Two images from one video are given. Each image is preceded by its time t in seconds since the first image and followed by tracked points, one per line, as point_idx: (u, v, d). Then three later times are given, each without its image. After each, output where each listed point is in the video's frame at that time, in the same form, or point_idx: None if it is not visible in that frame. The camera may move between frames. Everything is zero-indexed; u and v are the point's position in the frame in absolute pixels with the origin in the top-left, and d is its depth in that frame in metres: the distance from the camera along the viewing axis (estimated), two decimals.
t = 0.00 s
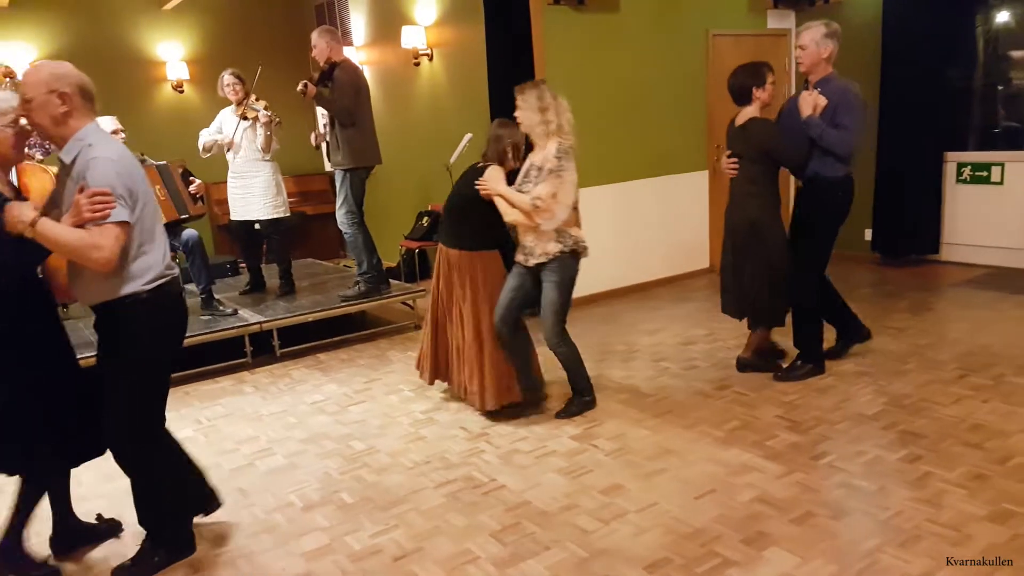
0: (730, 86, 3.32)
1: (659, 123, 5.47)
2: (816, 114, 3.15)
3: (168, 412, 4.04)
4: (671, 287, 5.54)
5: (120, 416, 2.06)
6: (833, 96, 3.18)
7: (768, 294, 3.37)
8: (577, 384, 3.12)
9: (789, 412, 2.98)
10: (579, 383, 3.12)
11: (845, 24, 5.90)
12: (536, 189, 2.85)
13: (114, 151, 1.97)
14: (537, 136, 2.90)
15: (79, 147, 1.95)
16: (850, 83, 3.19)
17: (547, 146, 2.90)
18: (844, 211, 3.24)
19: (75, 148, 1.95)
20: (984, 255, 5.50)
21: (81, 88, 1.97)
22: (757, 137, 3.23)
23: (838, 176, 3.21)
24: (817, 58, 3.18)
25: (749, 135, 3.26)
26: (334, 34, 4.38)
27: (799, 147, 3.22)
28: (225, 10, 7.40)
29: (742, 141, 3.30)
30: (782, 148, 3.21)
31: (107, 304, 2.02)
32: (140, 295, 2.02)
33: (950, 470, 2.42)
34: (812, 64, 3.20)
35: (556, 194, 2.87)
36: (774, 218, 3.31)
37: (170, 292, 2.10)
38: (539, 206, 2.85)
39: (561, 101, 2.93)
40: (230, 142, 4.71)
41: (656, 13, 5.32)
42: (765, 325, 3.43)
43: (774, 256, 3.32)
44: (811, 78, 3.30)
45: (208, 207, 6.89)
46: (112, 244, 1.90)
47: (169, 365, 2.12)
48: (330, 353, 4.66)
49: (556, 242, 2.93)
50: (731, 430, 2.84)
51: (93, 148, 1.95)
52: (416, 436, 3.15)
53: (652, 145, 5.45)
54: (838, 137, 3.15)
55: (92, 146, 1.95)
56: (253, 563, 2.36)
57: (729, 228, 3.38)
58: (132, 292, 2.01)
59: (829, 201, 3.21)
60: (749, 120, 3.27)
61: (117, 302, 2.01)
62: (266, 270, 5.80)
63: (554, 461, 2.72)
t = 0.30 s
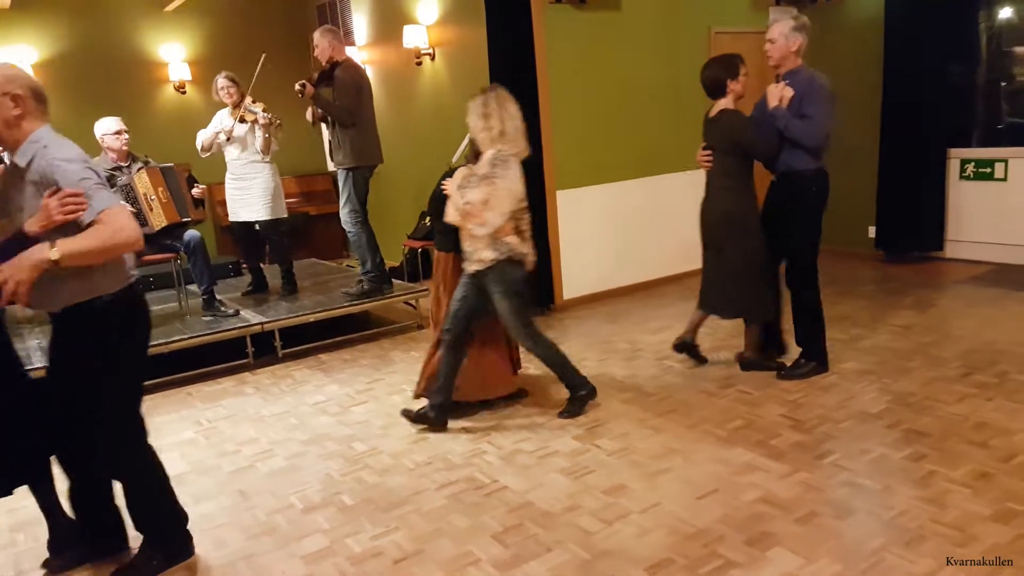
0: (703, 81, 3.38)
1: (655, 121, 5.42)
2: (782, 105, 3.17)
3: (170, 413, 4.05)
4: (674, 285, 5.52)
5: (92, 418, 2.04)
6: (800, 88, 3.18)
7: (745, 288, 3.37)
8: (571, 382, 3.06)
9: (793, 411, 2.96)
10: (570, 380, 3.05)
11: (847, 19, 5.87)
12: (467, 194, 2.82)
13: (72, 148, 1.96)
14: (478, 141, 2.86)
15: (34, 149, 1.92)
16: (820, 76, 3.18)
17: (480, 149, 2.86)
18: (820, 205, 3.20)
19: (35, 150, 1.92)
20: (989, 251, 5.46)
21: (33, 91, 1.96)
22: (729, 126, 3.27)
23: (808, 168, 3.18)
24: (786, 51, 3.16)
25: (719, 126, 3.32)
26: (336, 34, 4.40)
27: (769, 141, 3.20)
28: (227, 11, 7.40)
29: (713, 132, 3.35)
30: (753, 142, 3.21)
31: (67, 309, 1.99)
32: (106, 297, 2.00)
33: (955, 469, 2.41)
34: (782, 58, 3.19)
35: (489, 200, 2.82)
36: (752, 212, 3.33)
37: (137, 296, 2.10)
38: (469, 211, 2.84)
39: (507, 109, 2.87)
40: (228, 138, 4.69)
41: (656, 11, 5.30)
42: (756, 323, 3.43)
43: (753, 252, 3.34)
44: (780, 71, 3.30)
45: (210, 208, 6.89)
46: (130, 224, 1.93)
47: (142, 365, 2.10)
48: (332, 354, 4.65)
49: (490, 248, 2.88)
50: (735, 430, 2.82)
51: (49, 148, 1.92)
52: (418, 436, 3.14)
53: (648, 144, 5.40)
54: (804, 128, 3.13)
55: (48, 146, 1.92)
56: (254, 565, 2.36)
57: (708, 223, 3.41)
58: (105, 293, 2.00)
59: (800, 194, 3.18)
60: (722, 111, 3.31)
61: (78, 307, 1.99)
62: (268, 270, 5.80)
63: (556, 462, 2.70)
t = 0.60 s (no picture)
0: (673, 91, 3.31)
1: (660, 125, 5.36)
2: (756, 119, 3.14)
3: (177, 419, 4.02)
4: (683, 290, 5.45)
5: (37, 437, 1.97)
6: (774, 102, 3.17)
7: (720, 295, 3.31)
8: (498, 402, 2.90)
9: (803, 421, 2.90)
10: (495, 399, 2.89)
11: (856, 20, 5.79)
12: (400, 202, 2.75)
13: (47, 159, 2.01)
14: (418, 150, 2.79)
15: (11, 158, 1.94)
16: (794, 91, 3.17)
17: (414, 158, 2.80)
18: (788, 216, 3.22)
19: (9, 156, 1.93)
20: (1006, 256, 5.36)
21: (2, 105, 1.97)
22: (698, 138, 3.20)
23: (779, 181, 3.18)
24: (760, 64, 3.18)
25: (687, 137, 3.25)
26: (342, 44, 4.40)
27: (739, 153, 3.19)
28: (236, 18, 7.40)
29: (682, 142, 3.28)
30: (723, 153, 3.17)
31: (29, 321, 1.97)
32: (69, 306, 1.99)
33: (972, 482, 2.34)
34: (756, 70, 3.20)
35: (414, 213, 2.71)
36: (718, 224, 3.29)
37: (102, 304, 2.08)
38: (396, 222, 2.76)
39: (444, 117, 2.76)
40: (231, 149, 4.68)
41: (662, 16, 5.25)
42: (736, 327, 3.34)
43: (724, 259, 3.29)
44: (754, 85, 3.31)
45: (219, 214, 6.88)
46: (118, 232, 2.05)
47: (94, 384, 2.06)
48: (338, 360, 4.62)
49: (415, 260, 2.78)
50: (743, 440, 2.76)
51: (30, 158, 1.97)
52: (420, 444, 3.09)
53: (650, 148, 5.34)
54: (778, 142, 3.12)
55: (28, 157, 1.97)
56: None
57: (674, 234, 3.36)
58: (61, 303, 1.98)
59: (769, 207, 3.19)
60: (693, 122, 3.23)
61: (35, 319, 1.96)
62: (275, 276, 5.77)
63: (560, 471, 2.65)
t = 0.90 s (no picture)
0: (674, 89, 3.24)
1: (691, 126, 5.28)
2: (762, 119, 3.05)
3: (204, 413, 4.04)
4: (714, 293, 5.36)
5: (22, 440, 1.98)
6: (780, 101, 3.09)
7: (721, 300, 3.31)
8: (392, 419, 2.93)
9: (835, 432, 2.81)
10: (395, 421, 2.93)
11: (899, 21, 5.66)
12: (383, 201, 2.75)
13: (30, 161, 1.92)
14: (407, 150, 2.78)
15: None
16: (800, 88, 3.09)
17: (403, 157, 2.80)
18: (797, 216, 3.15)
19: None
20: None
21: None
22: (701, 138, 3.16)
23: (785, 182, 3.10)
24: (765, 60, 3.10)
25: (690, 136, 3.20)
26: (373, 40, 4.35)
27: (745, 151, 3.12)
28: (270, 16, 7.44)
29: (684, 142, 3.24)
30: (726, 152, 3.11)
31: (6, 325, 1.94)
32: (44, 312, 1.96)
33: (1013, 501, 2.24)
34: (759, 68, 3.13)
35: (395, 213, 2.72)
36: (720, 226, 3.26)
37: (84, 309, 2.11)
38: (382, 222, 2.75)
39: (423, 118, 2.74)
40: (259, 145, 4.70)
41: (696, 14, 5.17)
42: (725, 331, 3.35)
43: (724, 266, 3.29)
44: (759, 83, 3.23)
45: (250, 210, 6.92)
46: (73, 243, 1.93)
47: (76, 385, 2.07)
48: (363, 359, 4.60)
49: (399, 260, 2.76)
50: (773, 451, 2.68)
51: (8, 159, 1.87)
52: (440, 446, 3.06)
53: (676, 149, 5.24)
54: (785, 144, 3.04)
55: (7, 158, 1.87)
56: None
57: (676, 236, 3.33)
58: (30, 312, 1.94)
59: (776, 206, 3.12)
60: (694, 121, 3.20)
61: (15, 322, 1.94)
62: (303, 273, 5.78)
63: (581, 478, 2.60)
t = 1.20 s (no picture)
0: (681, 90, 3.13)
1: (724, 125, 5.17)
2: (771, 122, 3.01)
3: (237, 405, 4.06)
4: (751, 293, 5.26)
5: None
6: (790, 104, 3.04)
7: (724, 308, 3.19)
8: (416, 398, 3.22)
9: (874, 439, 2.73)
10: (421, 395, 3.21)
11: (950, 17, 5.49)
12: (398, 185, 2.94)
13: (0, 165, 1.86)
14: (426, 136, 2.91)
15: None
16: (811, 90, 3.04)
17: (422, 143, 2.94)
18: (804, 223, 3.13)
19: None
20: None
21: None
22: (707, 143, 3.04)
23: (794, 188, 3.08)
24: (776, 61, 3.06)
25: (696, 140, 3.09)
26: (409, 37, 4.29)
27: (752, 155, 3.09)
28: (307, 11, 7.47)
29: (690, 145, 3.13)
30: (730, 156, 3.02)
31: None
32: (20, 322, 1.90)
33: None
34: (770, 68, 3.08)
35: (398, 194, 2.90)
36: (724, 234, 3.14)
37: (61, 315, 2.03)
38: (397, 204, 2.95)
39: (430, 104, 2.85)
40: (288, 136, 4.71)
41: (735, 10, 5.07)
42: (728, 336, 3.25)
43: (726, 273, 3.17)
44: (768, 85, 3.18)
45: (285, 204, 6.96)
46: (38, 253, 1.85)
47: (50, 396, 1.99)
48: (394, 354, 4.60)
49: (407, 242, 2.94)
50: (809, 457, 2.61)
51: None
52: (468, 444, 3.03)
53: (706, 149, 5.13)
54: (793, 148, 3.01)
55: None
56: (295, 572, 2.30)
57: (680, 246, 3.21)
58: (3, 320, 1.88)
59: (777, 211, 3.11)
60: (701, 125, 3.08)
61: None
62: (337, 267, 5.80)
63: (610, 481, 2.55)
